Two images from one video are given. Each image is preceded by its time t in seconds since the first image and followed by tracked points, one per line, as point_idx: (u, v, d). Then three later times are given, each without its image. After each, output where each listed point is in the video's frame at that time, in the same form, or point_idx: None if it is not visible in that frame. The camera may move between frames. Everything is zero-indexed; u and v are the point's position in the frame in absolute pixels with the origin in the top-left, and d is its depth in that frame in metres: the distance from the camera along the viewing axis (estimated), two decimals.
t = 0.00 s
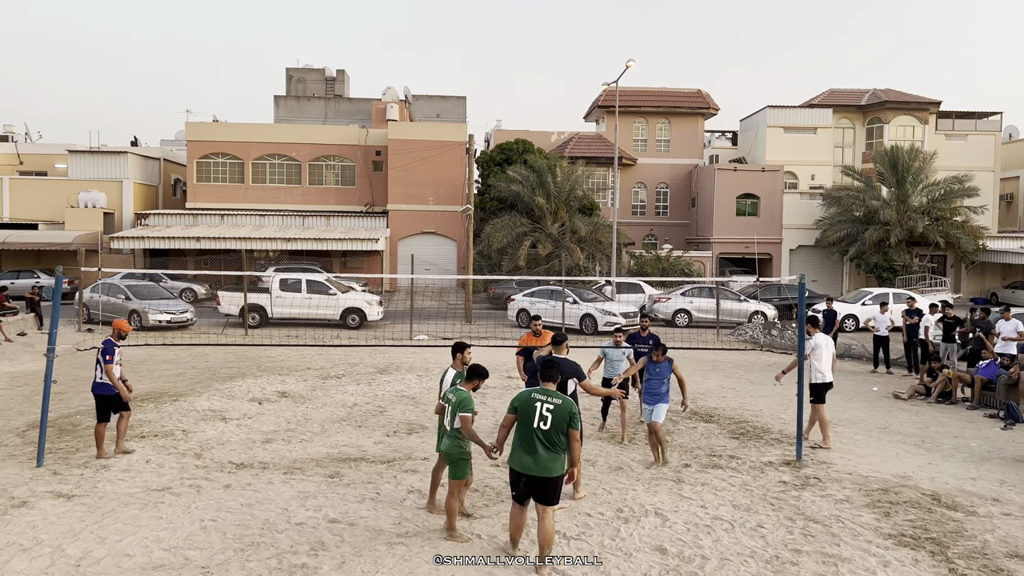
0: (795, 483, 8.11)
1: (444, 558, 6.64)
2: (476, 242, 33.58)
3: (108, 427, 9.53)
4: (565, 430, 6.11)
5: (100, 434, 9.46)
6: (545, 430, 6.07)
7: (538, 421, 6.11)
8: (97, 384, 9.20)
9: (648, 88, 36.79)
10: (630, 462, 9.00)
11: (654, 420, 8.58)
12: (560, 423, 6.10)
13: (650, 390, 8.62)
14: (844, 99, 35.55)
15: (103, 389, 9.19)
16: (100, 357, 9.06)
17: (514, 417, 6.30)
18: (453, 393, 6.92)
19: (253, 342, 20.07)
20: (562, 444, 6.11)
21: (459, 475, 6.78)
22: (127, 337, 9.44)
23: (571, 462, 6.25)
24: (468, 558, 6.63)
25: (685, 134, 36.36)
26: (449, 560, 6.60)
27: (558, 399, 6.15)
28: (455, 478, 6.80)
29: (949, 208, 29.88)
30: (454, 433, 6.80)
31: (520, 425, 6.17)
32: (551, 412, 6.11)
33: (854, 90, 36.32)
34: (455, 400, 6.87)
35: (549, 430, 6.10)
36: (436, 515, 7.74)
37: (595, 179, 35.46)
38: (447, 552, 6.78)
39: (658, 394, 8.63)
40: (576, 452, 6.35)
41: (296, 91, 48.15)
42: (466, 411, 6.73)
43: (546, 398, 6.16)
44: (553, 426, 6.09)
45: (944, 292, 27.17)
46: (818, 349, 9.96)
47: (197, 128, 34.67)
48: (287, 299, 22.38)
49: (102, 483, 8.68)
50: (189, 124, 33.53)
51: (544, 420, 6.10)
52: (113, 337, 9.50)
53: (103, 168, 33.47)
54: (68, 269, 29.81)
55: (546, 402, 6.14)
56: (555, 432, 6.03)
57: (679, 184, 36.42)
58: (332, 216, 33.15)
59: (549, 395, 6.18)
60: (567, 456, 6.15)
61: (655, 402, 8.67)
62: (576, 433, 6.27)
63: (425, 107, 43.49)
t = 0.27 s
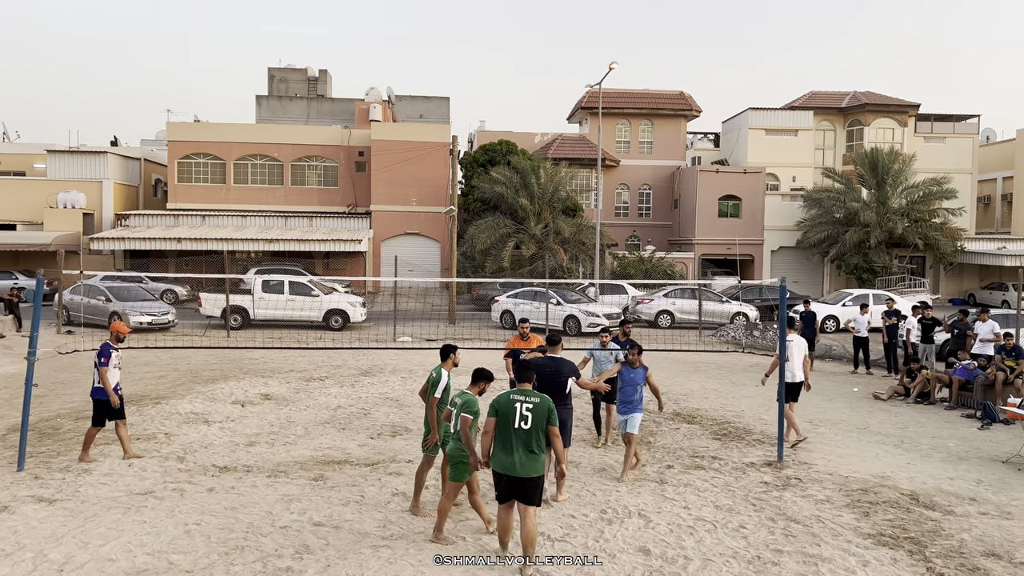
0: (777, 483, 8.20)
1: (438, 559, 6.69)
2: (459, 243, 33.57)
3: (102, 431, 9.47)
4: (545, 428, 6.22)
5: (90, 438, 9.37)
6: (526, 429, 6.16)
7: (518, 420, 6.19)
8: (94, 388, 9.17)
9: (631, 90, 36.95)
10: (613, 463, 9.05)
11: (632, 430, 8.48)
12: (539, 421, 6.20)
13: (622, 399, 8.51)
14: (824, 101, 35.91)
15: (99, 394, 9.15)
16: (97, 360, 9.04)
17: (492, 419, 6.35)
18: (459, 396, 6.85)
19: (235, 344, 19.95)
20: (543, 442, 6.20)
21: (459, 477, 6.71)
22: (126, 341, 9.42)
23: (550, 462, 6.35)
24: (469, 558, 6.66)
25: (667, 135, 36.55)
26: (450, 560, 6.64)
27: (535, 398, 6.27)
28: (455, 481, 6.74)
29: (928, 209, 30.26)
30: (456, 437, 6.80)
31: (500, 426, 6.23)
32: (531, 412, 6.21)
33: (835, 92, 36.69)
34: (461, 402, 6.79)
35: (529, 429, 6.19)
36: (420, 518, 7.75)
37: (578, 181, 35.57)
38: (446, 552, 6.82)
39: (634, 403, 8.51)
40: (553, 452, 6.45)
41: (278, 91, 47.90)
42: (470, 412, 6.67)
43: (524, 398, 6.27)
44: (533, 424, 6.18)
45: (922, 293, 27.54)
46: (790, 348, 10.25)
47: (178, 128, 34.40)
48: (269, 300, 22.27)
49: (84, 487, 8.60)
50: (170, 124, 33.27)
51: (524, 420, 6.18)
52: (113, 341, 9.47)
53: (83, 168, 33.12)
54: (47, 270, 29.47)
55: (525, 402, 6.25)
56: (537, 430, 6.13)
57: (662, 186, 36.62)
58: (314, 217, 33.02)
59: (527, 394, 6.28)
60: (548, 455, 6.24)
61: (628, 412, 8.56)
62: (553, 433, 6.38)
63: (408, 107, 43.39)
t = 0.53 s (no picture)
0: (756, 483, 8.30)
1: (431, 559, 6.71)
2: (440, 244, 33.51)
3: (99, 434, 9.43)
4: (519, 425, 6.34)
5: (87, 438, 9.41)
6: (500, 428, 6.28)
7: (492, 419, 6.31)
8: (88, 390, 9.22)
9: (611, 91, 37.11)
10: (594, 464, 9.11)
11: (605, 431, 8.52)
12: (513, 419, 6.31)
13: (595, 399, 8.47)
14: (802, 103, 36.30)
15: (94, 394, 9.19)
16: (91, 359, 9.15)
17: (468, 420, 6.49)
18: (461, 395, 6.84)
19: (214, 345, 19.79)
20: (518, 439, 6.32)
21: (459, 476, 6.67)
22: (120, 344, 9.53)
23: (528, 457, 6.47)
24: (469, 558, 6.66)
25: (647, 137, 36.75)
26: (449, 560, 6.66)
27: (507, 396, 6.38)
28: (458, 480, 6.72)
29: (904, 211, 30.67)
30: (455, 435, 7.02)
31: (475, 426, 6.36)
32: (503, 410, 6.32)
33: (812, 94, 37.09)
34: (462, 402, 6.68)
35: (503, 427, 6.31)
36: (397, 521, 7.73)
37: (559, 181, 35.66)
38: (447, 552, 6.84)
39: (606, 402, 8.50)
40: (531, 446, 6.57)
41: (257, 90, 47.55)
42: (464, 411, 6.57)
43: (497, 396, 6.38)
44: (507, 423, 6.30)
45: (898, 293, 27.93)
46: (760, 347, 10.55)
47: (156, 127, 34.05)
48: (249, 301, 22.13)
49: (62, 491, 8.50)
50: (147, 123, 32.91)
51: (497, 418, 6.30)
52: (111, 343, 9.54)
53: (58, 167, 32.66)
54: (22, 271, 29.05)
55: (498, 400, 6.36)
56: (510, 428, 6.25)
57: (642, 187, 36.81)
58: (294, 217, 32.82)
59: (498, 393, 6.40)
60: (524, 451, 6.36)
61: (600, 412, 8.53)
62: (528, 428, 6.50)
63: (388, 107, 43.24)
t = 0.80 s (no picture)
0: (729, 484, 8.36)
1: (417, 562, 6.64)
2: (416, 244, 33.38)
3: (82, 439, 9.26)
4: (491, 426, 6.40)
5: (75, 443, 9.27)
6: (472, 429, 6.36)
7: (464, 421, 6.39)
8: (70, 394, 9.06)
9: (586, 92, 37.22)
10: (569, 466, 9.11)
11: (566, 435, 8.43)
12: (484, 419, 6.38)
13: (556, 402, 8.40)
14: (774, 105, 36.70)
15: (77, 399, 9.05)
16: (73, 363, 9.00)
17: (444, 421, 6.59)
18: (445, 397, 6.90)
19: (186, 347, 19.52)
20: (490, 440, 6.38)
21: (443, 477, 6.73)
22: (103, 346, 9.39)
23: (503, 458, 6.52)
24: (469, 558, 6.57)
25: (622, 137, 36.90)
26: (449, 560, 6.59)
27: (480, 397, 6.46)
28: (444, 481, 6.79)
29: (875, 212, 31.13)
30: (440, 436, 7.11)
31: (449, 427, 6.46)
32: (475, 411, 6.39)
33: (785, 97, 37.53)
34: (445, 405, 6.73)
35: (476, 428, 6.38)
36: (371, 526, 7.66)
37: (534, 182, 35.68)
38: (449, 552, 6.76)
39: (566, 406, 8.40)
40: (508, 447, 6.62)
41: (230, 89, 46.99)
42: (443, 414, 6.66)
43: (469, 398, 6.47)
44: (478, 424, 6.37)
45: (869, 293, 28.36)
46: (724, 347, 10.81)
47: (126, 126, 33.52)
48: (222, 303, 21.87)
49: (29, 498, 8.31)
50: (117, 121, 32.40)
51: (469, 419, 6.37)
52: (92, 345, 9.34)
53: (25, 165, 32.02)
54: None
55: (470, 402, 6.44)
56: (480, 429, 6.32)
57: (617, 187, 36.97)
58: (267, 217, 32.48)
59: (472, 394, 6.47)
60: (498, 451, 6.41)
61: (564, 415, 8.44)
62: (504, 429, 6.55)
63: (363, 107, 42.97)
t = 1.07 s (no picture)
0: (699, 484, 8.35)
1: (385, 568, 6.50)
2: (385, 243, 33.10)
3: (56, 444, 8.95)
4: (468, 428, 6.27)
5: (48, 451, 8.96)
6: (448, 431, 6.24)
7: (441, 422, 6.28)
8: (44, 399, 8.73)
9: (556, 92, 37.23)
10: (539, 468, 9.03)
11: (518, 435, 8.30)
12: (461, 422, 6.26)
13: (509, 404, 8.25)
14: (742, 106, 37.05)
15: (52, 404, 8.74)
16: (49, 368, 8.68)
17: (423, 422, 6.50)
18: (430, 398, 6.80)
19: (150, 349, 19.10)
20: (467, 442, 6.26)
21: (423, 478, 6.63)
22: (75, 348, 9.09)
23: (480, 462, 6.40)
24: (470, 558, 6.49)
25: (593, 138, 36.98)
26: (450, 560, 6.47)
27: (459, 399, 6.34)
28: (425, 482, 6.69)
29: (841, 212, 31.51)
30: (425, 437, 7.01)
31: (426, 428, 6.36)
32: (453, 412, 6.28)
33: (753, 98, 37.90)
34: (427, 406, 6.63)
35: (452, 431, 6.26)
36: (337, 531, 7.50)
37: (505, 181, 35.58)
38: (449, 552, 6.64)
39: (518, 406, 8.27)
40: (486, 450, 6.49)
41: (195, 86, 46.21)
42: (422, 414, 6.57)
43: (447, 399, 6.36)
44: (455, 426, 6.26)
45: (835, 292, 28.77)
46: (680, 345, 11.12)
47: (88, 123, 32.77)
48: (187, 303, 21.44)
49: None
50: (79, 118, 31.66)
51: (446, 421, 6.27)
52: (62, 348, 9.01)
53: None
54: None
55: (448, 403, 6.33)
56: (456, 431, 6.20)
57: (587, 187, 37.04)
58: (234, 216, 31.96)
59: (450, 396, 6.36)
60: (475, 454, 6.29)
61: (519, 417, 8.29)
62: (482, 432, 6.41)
63: (332, 105, 42.52)
